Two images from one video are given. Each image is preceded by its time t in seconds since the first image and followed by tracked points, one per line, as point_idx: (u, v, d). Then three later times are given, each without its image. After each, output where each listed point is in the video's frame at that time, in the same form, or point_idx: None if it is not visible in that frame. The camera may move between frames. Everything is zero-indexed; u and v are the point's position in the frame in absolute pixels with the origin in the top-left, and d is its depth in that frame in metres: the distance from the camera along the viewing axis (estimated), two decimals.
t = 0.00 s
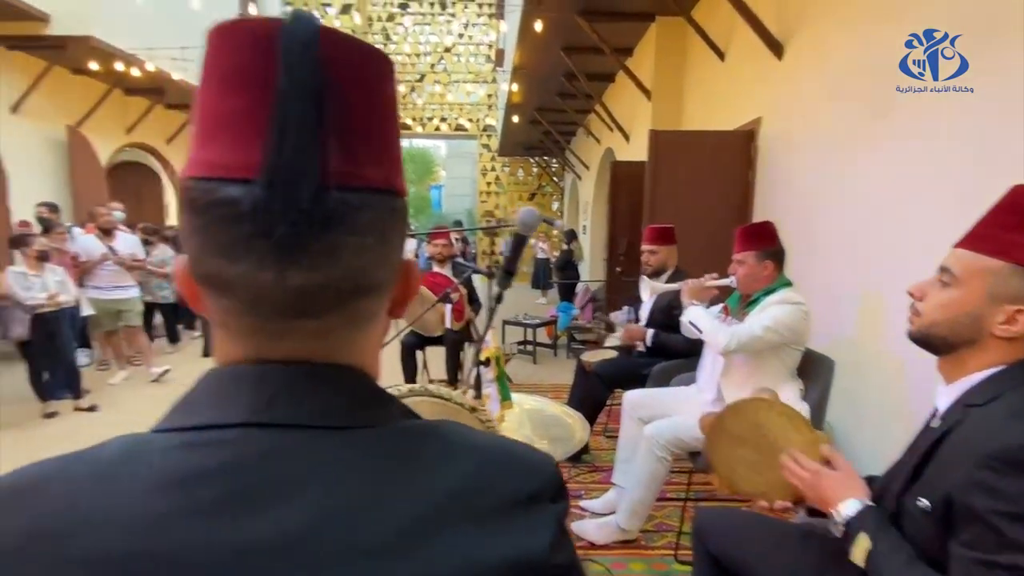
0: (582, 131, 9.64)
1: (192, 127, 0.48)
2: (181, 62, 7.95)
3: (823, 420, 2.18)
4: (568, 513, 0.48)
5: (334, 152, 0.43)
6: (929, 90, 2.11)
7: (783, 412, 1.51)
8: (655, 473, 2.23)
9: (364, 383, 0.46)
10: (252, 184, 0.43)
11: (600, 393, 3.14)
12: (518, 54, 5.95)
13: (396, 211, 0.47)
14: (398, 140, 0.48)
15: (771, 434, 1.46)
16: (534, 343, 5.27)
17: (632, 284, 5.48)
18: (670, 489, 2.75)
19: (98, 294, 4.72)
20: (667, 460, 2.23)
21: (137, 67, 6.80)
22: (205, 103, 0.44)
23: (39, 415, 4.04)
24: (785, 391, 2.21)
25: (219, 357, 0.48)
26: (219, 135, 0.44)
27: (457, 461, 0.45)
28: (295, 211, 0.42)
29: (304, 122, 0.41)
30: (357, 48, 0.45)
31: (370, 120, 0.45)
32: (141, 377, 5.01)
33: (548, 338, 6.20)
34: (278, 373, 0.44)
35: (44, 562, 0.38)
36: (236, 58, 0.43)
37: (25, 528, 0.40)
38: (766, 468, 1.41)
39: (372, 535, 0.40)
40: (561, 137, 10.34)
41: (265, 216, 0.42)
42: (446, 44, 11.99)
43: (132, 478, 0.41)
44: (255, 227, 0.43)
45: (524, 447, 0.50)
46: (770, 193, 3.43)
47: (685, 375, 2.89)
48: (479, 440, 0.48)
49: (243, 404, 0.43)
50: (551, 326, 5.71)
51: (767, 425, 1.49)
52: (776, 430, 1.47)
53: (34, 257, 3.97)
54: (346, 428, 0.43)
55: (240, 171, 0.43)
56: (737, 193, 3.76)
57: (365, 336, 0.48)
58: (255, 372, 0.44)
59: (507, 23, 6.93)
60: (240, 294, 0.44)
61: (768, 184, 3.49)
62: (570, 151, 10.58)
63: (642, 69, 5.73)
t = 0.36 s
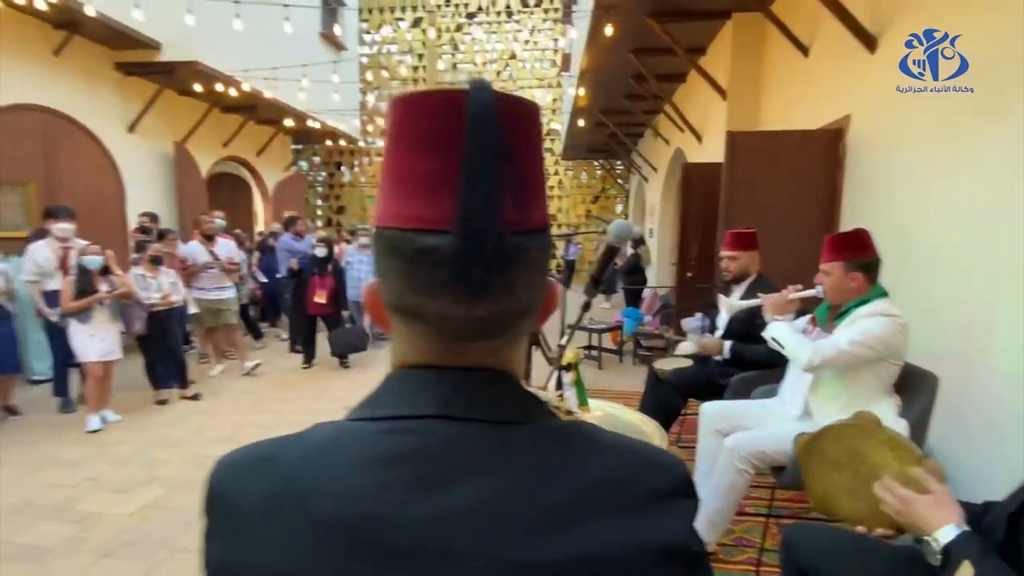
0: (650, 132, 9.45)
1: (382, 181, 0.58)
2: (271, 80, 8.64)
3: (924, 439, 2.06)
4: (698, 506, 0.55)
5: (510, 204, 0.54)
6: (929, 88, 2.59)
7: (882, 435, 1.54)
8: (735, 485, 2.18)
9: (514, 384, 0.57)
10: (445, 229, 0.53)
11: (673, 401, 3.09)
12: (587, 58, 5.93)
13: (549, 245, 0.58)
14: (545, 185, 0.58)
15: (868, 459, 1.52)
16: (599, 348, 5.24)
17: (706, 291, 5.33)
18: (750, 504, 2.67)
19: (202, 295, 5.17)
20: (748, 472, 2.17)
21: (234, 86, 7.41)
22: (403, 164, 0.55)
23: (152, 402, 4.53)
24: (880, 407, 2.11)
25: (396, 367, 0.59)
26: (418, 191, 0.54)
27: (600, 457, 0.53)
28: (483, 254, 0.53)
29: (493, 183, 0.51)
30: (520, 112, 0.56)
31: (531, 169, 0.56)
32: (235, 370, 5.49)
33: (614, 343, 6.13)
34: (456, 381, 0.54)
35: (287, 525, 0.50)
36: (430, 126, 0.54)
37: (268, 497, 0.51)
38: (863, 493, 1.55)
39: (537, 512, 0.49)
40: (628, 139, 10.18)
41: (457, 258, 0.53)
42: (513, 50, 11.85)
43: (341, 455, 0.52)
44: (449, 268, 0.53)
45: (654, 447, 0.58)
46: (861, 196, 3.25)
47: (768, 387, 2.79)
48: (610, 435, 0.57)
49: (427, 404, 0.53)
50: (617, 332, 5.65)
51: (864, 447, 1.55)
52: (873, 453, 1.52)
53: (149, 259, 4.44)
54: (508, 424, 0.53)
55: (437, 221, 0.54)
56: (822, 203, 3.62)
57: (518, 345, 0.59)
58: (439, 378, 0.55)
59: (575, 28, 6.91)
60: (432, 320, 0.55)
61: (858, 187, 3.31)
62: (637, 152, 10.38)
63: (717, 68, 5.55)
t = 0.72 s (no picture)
0: (728, 129, 9.06)
1: (533, 192, 0.67)
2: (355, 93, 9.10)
3: None
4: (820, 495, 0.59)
5: (650, 214, 0.62)
6: (930, 85, 3.41)
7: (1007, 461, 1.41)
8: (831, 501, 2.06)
9: (641, 375, 0.64)
10: (593, 235, 0.61)
11: (759, 410, 2.95)
12: (662, 56, 5.78)
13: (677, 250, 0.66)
14: (677, 202, 0.66)
15: (992, 486, 1.38)
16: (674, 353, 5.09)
17: (793, 296, 5.05)
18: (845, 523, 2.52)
19: (296, 294, 5.53)
20: (847, 489, 2.05)
21: (321, 100, 7.90)
22: (556, 177, 0.63)
23: (251, 390, 4.94)
24: (1001, 424, 1.93)
25: (536, 357, 0.68)
26: (569, 204, 0.62)
27: (728, 443, 0.59)
28: (625, 258, 0.61)
29: (641, 196, 0.59)
30: (658, 133, 0.64)
31: (666, 186, 0.65)
32: (320, 365, 5.86)
33: (689, 348, 5.95)
34: (596, 369, 0.63)
35: (450, 493, 0.57)
36: (585, 145, 0.61)
37: (431, 468, 0.59)
38: (982, 522, 1.37)
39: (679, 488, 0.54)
40: (704, 136, 9.82)
41: (603, 261, 0.61)
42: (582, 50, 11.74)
43: (496, 432, 0.59)
44: (594, 269, 0.61)
45: (774, 443, 0.62)
46: (975, 194, 2.97)
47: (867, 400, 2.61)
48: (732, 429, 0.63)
49: (570, 390, 0.61)
50: (691, 336, 5.47)
51: (985, 473, 1.41)
52: (998, 481, 1.38)
53: (251, 261, 4.82)
54: (643, 409, 0.60)
55: (585, 229, 0.62)
56: (929, 204, 3.33)
57: (644, 337, 0.67)
58: (582, 367, 0.63)
59: (649, 25, 6.76)
60: (575, 315, 0.64)
61: (970, 184, 3.02)
62: (714, 150, 9.98)
63: (804, 60, 5.25)
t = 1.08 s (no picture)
0: (814, 121, 8.48)
1: (649, 200, 0.69)
2: (429, 99, 9.40)
3: None
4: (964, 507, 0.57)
5: (776, 211, 0.64)
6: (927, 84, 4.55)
7: None
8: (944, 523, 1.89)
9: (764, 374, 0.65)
10: (723, 237, 0.62)
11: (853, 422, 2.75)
12: (741, 47, 5.50)
13: (801, 247, 0.67)
14: (798, 200, 0.68)
15: None
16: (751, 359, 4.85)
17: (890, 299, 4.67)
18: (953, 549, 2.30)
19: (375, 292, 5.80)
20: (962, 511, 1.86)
21: (397, 107, 8.23)
22: (678, 182, 0.65)
23: (334, 380, 5.24)
24: None
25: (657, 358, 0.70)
26: (693, 205, 0.63)
27: (860, 447, 0.58)
28: (756, 256, 0.62)
29: (768, 196, 0.61)
30: (778, 137, 0.67)
31: (788, 183, 0.66)
32: (394, 359, 6.12)
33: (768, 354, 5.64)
34: (722, 367, 0.63)
35: (577, 475, 0.58)
36: (709, 149, 0.63)
37: (558, 451, 0.60)
38: None
39: (820, 488, 0.53)
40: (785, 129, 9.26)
41: (735, 260, 0.62)
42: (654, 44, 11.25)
43: (623, 423, 0.60)
44: (726, 267, 0.62)
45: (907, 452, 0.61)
46: None
47: (982, 416, 2.37)
48: (865, 437, 0.62)
49: (696, 388, 0.62)
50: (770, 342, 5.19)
51: None
52: None
53: (335, 261, 5.13)
54: (771, 408, 0.61)
55: (715, 231, 0.62)
56: None
57: (765, 337, 0.68)
58: (710, 367, 0.63)
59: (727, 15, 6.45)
60: (706, 313, 0.65)
61: None
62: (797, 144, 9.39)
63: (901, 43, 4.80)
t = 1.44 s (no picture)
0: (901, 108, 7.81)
1: (768, 186, 0.67)
2: (490, 100, 9.48)
3: None
4: None
5: (906, 198, 0.60)
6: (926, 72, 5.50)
7: None
8: None
9: (890, 371, 0.61)
10: (844, 223, 0.59)
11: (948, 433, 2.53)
12: (819, 32, 5.17)
13: (933, 239, 0.63)
14: (933, 186, 0.63)
15: None
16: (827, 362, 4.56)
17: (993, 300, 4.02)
18: None
19: (437, 289, 5.95)
20: None
21: (459, 108, 8.32)
22: (795, 168, 0.63)
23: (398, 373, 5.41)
24: None
25: (770, 352, 0.67)
26: (814, 190, 0.61)
27: (1001, 455, 0.55)
28: (881, 243, 0.58)
29: (895, 179, 0.58)
30: (913, 119, 0.62)
31: (921, 168, 0.62)
32: (455, 354, 6.24)
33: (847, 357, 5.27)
34: (845, 363, 0.60)
35: (691, 468, 0.54)
36: (832, 133, 0.61)
37: (667, 442, 0.57)
38: None
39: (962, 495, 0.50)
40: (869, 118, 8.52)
41: (856, 246, 0.59)
42: (721, 33, 10.73)
43: (739, 417, 0.57)
44: (846, 255, 0.59)
45: None
46: None
47: None
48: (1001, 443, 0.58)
49: (816, 384, 0.58)
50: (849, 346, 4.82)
51: None
52: None
53: (399, 259, 5.30)
54: (898, 408, 0.57)
55: (836, 217, 0.60)
56: None
57: (891, 333, 0.64)
58: (834, 363, 0.60)
59: None
60: (818, 301, 0.61)
61: None
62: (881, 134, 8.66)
63: (1003, 21, 4.33)
